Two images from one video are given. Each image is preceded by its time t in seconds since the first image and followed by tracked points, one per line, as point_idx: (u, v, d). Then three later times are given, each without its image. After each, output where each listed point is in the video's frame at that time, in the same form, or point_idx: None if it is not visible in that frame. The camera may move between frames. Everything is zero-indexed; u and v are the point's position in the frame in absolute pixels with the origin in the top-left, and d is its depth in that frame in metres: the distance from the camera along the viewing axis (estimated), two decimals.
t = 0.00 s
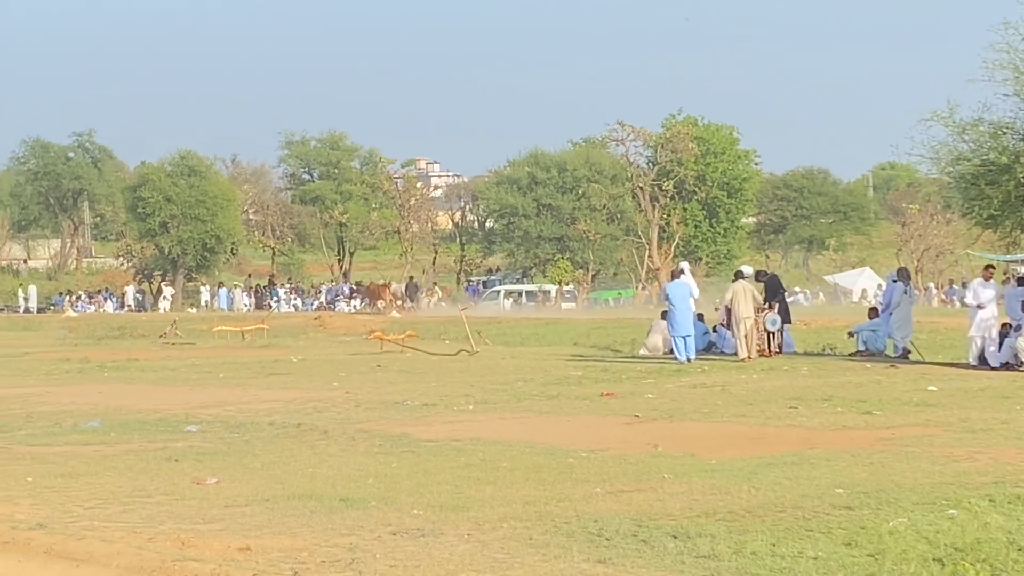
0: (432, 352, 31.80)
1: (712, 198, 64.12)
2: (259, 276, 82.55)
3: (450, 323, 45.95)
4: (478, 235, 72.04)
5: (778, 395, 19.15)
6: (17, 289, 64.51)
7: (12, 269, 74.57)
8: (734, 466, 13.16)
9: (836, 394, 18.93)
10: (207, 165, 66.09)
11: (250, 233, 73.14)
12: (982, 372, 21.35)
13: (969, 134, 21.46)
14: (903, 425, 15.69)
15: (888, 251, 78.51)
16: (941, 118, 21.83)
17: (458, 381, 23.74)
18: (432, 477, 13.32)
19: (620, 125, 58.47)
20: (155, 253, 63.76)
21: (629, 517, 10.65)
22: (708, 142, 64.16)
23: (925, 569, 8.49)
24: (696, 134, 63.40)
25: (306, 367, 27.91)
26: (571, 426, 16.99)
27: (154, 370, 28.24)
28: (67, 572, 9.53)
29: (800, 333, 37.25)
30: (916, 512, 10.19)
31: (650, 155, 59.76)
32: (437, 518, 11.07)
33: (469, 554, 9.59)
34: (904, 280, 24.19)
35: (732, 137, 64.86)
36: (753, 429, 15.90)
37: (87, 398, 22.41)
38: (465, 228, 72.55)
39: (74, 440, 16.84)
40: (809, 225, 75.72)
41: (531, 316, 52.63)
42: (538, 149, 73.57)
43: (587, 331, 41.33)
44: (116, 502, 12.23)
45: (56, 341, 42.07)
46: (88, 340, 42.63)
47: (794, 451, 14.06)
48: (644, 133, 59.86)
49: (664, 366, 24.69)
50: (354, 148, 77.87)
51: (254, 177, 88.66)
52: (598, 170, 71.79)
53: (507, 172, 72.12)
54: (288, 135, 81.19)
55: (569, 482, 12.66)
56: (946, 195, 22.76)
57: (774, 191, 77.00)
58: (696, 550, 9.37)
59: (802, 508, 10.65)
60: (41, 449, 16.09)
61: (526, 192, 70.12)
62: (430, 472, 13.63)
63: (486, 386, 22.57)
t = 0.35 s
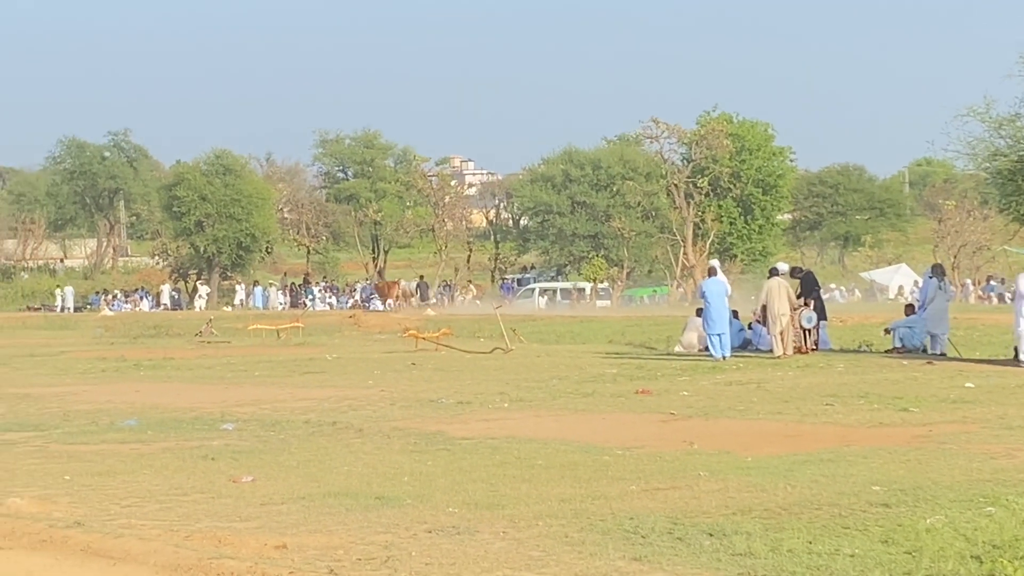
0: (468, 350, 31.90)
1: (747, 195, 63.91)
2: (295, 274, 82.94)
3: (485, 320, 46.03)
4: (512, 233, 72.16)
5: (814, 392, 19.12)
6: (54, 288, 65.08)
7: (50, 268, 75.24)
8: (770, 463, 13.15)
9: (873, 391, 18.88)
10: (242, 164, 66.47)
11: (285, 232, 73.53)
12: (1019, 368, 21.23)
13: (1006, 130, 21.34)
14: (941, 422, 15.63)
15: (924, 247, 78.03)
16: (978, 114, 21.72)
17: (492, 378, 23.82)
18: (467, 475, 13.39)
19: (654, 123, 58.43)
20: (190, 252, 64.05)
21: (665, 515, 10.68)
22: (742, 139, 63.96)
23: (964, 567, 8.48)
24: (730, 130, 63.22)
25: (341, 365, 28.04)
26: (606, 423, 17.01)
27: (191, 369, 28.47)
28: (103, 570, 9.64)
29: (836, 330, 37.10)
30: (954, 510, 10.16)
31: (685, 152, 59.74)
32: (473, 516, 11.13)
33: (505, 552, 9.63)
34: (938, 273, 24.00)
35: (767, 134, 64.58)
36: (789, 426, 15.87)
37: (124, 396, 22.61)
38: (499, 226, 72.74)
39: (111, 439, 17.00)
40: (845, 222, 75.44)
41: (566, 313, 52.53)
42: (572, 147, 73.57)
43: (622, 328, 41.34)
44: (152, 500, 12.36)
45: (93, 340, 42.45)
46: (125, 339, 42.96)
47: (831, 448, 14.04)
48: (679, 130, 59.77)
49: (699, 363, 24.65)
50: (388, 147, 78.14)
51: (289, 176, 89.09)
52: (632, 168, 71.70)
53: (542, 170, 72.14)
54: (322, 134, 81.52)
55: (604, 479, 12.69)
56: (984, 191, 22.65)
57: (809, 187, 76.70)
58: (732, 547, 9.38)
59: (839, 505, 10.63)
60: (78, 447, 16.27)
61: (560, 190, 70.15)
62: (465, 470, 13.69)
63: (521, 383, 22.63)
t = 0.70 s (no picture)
0: (506, 347, 32.06)
1: (786, 191, 63.75)
2: (334, 272, 83.45)
3: (523, 318, 46.16)
4: (551, 230, 72.41)
5: (853, 388, 19.13)
6: (95, 286, 65.73)
7: (91, 267, 75.93)
8: (809, 460, 13.20)
9: (913, 387, 18.87)
10: (280, 162, 66.97)
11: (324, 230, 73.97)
12: None
13: None
14: (982, 418, 15.63)
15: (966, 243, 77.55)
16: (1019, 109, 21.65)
17: (531, 375, 23.93)
18: (506, 472, 13.52)
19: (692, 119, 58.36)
20: (229, 251, 64.42)
21: (705, 512, 10.77)
22: (782, 135, 63.73)
23: (1004, 563, 8.53)
24: (769, 127, 63.06)
25: (380, 363, 28.24)
26: (645, 420, 17.09)
27: (231, 367, 28.75)
28: (147, 567, 9.85)
29: (876, 326, 37.01)
30: (994, 506, 10.20)
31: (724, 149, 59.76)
32: (514, 513, 11.26)
33: (546, 549, 9.75)
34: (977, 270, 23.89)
35: (806, 130, 64.33)
36: (829, 423, 15.90)
37: (166, 394, 22.88)
38: (538, 223, 73.01)
39: (152, 437, 17.24)
40: (885, 218, 75.13)
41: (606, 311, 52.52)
42: (611, 144, 73.51)
43: (662, 325, 41.39)
44: (194, 498, 12.55)
45: (134, 338, 42.91)
46: (166, 337, 43.39)
47: (871, 444, 14.07)
48: (717, 127, 59.70)
49: (738, 360, 24.69)
50: (426, 145, 78.44)
51: (328, 174, 89.60)
52: (671, 164, 71.62)
53: (580, 167, 72.20)
54: (361, 132, 81.93)
55: (644, 476, 12.79)
56: None
57: (848, 182, 76.44)
58: (773, 544, 9.47)
59: (879, 501, 10.69)
60: (120, 445, 16.52)
61: (599, 186, 70.12)
62: (505, 467, 13.82)
63: (560, 381, 22.74)
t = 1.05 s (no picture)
0: (543, 343, 32.08)
1: (822, 185, 63.44)
2: (370, 268, 83.68)
3: (559, 313, 46.19)
4: (587, 225, 72.44)
5: (892, 383, 19.04)
6: (132, 283, 66.23)
7: (129, 263, 76.46)
8: (847, 454, 13.16)
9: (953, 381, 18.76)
10: (317, 158, 67.26)
11: (360, 226, 74.17)
12: None
13: None
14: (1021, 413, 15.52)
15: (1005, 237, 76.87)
16: None
17: (567, 371, 23.95)
18: (543, 467, 13.55)
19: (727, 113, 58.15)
20: (266, 247, 64.68)
21: (741, 507, 10.78)
22: (818, 129, 63.41)
23: None
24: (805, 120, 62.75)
25: (417, 358, 28.34)
26: (682, 415, 17.08)
27: (269, 362, 28.92)
28: (185, 563, 9.94)
29: (913, 320, 36.79)
30: None
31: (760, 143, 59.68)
32: (551, 508, 11.29)
33: (583, 544, 9.78)
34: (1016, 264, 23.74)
35: (842, 124, 63.94)
36: (867, 418, 15.83)
37: (204, 390, 23.03)
38: (574, 218, 73.01)
39: (190, 433, 17.39)
40: (922, 211, 74.52)
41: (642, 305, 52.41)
42: (646, 139, 73.34)
43: (698, 320, 41.29)
44: (231, 494, 12.66)
45: (173, 334, 43.22)
46: (203, 333, 43.69)
47: (909, 439, 14.01)
48: (754, 121, 59.50)
49: (775, 354, 24.63)
50: (461, 140, 78.53)
51: (364, 170, 89.87)
52: (707, 159, 71.39)
53: (616, 162, 72.08)
54: (396, 128, 82.08)
55: (681, 471, 12.79)
56: None
57: (885, 176, 76.01)
58: (810, 539, 9.45)
59: (918, 496, 10.66)
60: (159, 440, 16.68)
61: (635, 181, 69.97)
62: (541, 463, 13.85)
63: (596, 376, 22.75)
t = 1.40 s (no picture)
0: (573, 338, 32.09)
1: (854, 179, 63.14)
2: (401, 263, 83.88)
3: (589, 308, 46.19)
4: (617, 220, 72.39)
5: (924, 377, 18.96)
6: (165, 280, 66.63)
7: (161, 260, 76.90)
8: (879, 449, 13.12)
9: (986, 376, 18.66)
10: (348, 154, 67.47)
11: (391, 222, 74.37)
12: None
13: None
14: None
15: None
16: None
17: (598, 366, 23.97)
18: (574, 462, 13.57)
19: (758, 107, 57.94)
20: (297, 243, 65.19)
21: (774, 502, 10.78)
22: (849, 124, 63.12)
23: None
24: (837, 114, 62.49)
25: (447, 354, 28.41)
26: (713, 410, 17.07)
27: (300, 359, 29.06)
28: (218, 558, 10.02)
29: (946, 315, 36.61)
30: None
31: (791, 138, 59.43)
32: (582, 503, 11.32)
33: (615, 540, 9.82)
34: None
35: (874, 118, 63.59)
36: (899, 412, 15.78)
37: (235, 386, 23.17)
38: (604, 214, 72.94)
39: (223, 429, 17.50)
40: (954, 206, 74.08)
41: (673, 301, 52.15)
42: (677, 133, 73.18)
43: (729, 315, 41.22)
44: (264, 490, 12.75)
45: (205, 330, 43.49)
46: (234, 329, 43.90)
47: (942, 433, 13.96)
48: (785, 115, 59.31)
49: (807, 349, 24.57)
50: (492, 136, 78.61)
51: (395, 166, 90.10)
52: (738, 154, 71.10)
53: (646, 157, 71.95)
54: (426, 124, 82.23)
55: (713, 467, 12.80)
56: None
57: (918, 170, 75.62)
58: (842, 534, 9.45)
59: (950, 491, 10.63)
60: (191, 437, 16.79)
61: (665, 176, 69.82)
62: (573, 458, 13.87)
63: (627, 371, 22.75)
